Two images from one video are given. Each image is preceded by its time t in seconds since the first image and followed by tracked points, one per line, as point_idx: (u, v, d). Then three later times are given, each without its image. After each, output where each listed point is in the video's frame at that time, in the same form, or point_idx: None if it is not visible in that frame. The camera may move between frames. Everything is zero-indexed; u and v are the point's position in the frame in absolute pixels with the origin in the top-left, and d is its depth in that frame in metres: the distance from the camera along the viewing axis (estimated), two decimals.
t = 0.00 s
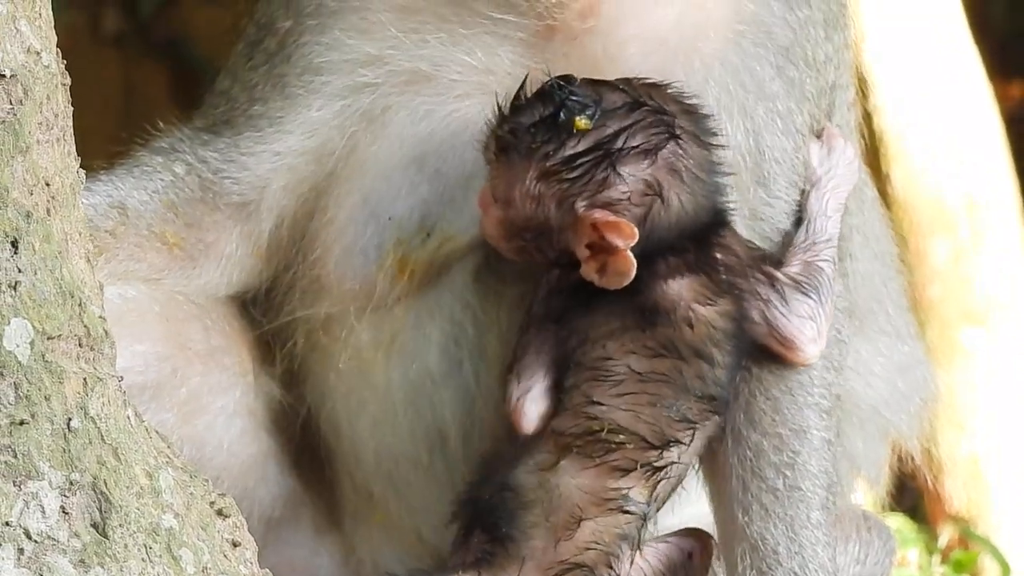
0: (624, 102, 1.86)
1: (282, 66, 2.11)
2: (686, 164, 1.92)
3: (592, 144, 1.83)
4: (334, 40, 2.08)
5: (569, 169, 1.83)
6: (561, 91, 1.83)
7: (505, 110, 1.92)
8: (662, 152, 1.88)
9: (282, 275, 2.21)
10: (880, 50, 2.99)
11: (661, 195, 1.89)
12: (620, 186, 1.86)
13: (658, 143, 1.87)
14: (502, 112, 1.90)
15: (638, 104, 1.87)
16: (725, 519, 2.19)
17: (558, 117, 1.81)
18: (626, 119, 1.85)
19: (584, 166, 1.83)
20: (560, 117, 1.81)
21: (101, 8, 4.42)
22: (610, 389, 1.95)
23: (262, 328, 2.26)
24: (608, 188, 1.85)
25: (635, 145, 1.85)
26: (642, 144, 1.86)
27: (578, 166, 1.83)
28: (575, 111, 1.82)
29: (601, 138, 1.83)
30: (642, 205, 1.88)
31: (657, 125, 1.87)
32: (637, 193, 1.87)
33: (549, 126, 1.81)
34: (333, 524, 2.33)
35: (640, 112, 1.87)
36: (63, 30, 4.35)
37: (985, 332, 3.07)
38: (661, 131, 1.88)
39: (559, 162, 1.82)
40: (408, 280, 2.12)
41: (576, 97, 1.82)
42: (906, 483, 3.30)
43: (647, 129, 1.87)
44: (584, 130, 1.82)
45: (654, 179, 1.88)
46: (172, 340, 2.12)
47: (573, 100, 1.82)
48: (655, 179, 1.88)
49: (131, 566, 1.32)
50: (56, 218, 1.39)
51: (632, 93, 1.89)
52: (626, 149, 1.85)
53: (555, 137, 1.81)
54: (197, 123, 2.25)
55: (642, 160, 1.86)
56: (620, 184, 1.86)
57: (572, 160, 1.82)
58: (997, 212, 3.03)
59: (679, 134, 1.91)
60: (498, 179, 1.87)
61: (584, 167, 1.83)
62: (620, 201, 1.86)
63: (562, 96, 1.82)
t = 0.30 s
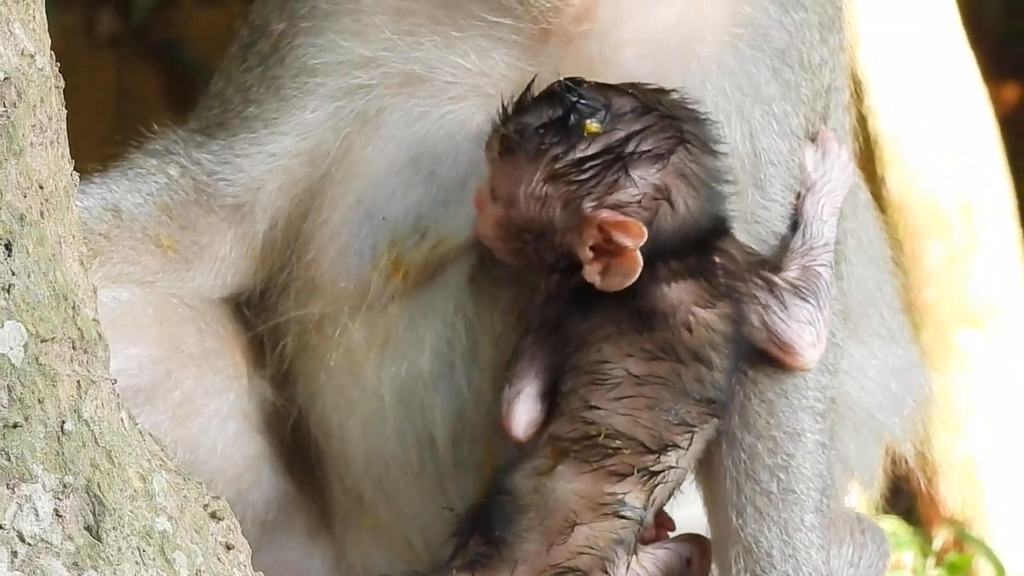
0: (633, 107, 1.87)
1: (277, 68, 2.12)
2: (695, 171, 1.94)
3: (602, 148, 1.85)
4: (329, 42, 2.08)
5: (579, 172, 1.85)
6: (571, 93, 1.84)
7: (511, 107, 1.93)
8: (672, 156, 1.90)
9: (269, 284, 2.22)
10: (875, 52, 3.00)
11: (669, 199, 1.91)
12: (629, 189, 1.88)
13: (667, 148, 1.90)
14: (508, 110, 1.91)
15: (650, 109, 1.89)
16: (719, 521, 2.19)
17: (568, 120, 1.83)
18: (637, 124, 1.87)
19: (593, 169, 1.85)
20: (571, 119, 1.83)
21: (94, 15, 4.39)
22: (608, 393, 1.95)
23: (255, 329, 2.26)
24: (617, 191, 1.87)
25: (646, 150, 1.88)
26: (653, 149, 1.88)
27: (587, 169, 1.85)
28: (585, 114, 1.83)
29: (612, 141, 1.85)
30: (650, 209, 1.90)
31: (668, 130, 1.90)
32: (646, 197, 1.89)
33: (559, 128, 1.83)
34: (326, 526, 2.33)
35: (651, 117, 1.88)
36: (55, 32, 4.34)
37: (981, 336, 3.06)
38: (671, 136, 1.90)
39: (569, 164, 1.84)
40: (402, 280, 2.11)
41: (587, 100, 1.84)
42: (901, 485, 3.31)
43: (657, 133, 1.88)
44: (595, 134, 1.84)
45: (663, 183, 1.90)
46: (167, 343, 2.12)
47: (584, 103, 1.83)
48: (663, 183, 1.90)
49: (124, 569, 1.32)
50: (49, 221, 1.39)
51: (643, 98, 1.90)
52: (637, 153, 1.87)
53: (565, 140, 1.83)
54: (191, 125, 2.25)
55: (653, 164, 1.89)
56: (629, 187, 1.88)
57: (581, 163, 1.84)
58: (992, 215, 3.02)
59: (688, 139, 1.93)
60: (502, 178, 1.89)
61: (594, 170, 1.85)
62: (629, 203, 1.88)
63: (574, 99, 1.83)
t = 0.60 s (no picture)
0: (648, 128, 1.88)
1: (271, 70, 2.12)
2: (704, 197, 1.95)
3: (617, 165, 1.85)
4: (323, 44, 2.09)
5: (591, 185, 1.84)
6: (592, 108, 1.83)
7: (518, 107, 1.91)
8: (683, 181, 1.92)
9: (269, 286, 2.21)
10: (869, 55, 3.00)
11: (675, 222, 1.92)
12: (639, 209, 1.88)
13: (679, 172, 1.91)
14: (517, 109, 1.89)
15: (668, 133, 1.90)
16: (713, 523, 2.18)
17: (587, 135, 1.82)
18: (651, 145, 1.87)
19: (605, 185, 1.85)
20: (589, 134, 1.82)
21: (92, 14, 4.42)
22: (588, 390, 1.97)
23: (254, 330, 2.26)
24: (626, 210, 1.87)
25: (660, 172, 1.88)
26: (665, 173, 1.89)
27: (600, 184, 1.85)
28: (604, 131, 1.83)
29: (627, 161, 1.85)
30: (655, 230, 1.90)
31: (682, 155, 1.90)
32: (653, 218, 1.89)
33: (576, 140, 1.82)
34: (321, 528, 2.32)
35: (667, 140, 1.89)
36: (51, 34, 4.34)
37: (977, 338, 3.07)
38: (684, 160, 1.91)
39: (581, 177, 1.84)
40: (395, 274, 2.10)
41: (607, 118, 1.84)
42: (896, 488, 3.29)
43: (671, 157, 1.89)
44: (611, 151, 1.84)
45: (672, 206, 1.91)
46: (160, 345, 2.11)
47: (604, 121, 1.83)
48: (672, 207, 1.91)
49: (118, 569, 1.32)
50: (43, 223, 1.39)
51: (657, 118, 1.91)
52: (651, 175, 1.88)
53: (580, 153, 1.82)
54: (186, 128, 2.26)
55: (664, 187, 1.89)
56: (639, 208, 1.88)
57: (594, 177, 1.84)
58: (987, 218, 3.03)
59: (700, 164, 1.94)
60: (507, 180, 1.86)
61: (607, 186, 1.85)
62: (636, 223, 1.88)
63: (595, 115, 1.82)
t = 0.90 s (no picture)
0: (657, 125, 1.89)
1: (265, 70, 2.12)
2: (709, 195, 1.96)
3: (627, 159, 1.86)
4: (317, 44, 2.09)
5: (600, 179, 1.85)
6: (601, 104, 1.86)
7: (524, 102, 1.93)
8: (689, 178, 1.92)
9: (263, 285, 2.22)
10: (862, 58, 3.00)
11: (682, 219, 1.93)
12: (647, 203, 1.88)
13: (687, 169, 1.92)
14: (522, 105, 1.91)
15: (676, 130, 1.91)
16: (705, 525, 2.18)
17: (597, 129, 1.84)
18: (660, 141, 1.89)
19: (615, 179, 1.86)
20: (598, 129, 1.84)
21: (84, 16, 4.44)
22: (588, 393, 1.97)
23: (248, 330, 2.26)
24: (635, 205, 1.88)
25: (669, 168, 1.89)
26: (673, 168, 1.90)
27: (609, 177, 1.86)
28: (614, 126, 1.85)
29: (637, 155, 1.86)
30: (662, 226, 1.91)
31: (689, 152, 1.92)
32: (661, 214, 1.90)
33: (585, 134, 1.84)
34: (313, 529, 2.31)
35: (675, 137, 1.90)
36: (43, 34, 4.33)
37: (969, 342, 3.07)
38: (689, 157, 1.92)
39: (591, 170, 1.85)
40: (390, 270, 2.09)
41: (616, 114, 1.86)
42: (888, 491, 3.31)
43: (680, 153, 1.91)
44: (620, 145, 1.85)
45: (679, 203, 1.92)
46: (152, 346, 2.11)
47: (613, 116, 1.86)
48: (678, 203, 1.92)
49: (108, 569, 1.33)
50: (34, 223, 1.39)
51: (665, 116, 1.92)
52: (660, 171, 1.88)
53: (590, 146, 1.84)
54: (180, 127, 2.25)
55: (673, 183, 1.90)
56: (648, 202, 1.88)
57: (604, 171, 1.85)
58: (980, 221, 3.03)
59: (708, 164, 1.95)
60: (515, 173, 1.87)
61: (617, 180, 1.86)
62: (644, 218, 1.88)
63: (604, 111, 1.85)
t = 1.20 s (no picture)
0: (665, 132, 1.91)
1: (259, 71, 2.12)
2: (721, 198, 1.97)
3: (637, 168, 1.87)
4: (310, 46, 2.09)
5: (610, 190, 1.86)
6: (607, 114, 1.87)
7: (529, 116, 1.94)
8: (700, 184, 1.93)
9: (257, 285, 2.23)
10: (855, 59, 3.01)
11: (695, 224, 1.94)
12: (660, 212, 1.89)
13: (698, 176, 1.93)
14: (525, 120, 1.92)
15: (685, 136, 1.92)
16: (699, 526, 2.18)
17: (604, 140, 1.85)
18: (668, 148, 1.90)
19: (626, 189, 1.87)
20: (607, 140, 1.85)
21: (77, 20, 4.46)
22: (597, 399, 1.97)
23: (242, 331, 2.26)
24: (648, 213, 1.89)
25: (680, 175, 1.91)
26: (683, 175, 1.91)
27: (621, 188, 1.87)
28: (622, 136, 1.86)
29: (647, 163, 1.88)
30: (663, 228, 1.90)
31: (700, 157, 1.93)
32: (674, 221, 1.91)
33: (594, 146, 1.85)
34: (307, 530, 2.30)
35: (684, 142, 1.91)
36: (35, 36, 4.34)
37: (962, 343, 3.06)
38: (699, 163, 1.93)
39: (601, 183, 1.86)
40: (392, 274, 2.10)
41: (623, 124, 1.87)
42: (883, 492, 3.28)
43: (689, 160, 1.92)
44: (629, 155, 1.86)
45: (691, 209, 1.93)
46: (144, 347, 2.09)
47: (621, 127, 1.86)
48: (690, 209, 1.92)
49: (101, 572, 1.34)
50: (26, 224, 1.39)
51: (670, 122, 1.93)
52: (671, 178, 1.90)
53: (599, 158, 1.85)
54: (173, 128, 2.26)
55: (685, 189, 1.91)
56: (660, 211, 1.89)
57: (614, 182, 1.86)
58: (972, 223, 3.03)
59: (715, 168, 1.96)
60: (526, 189, 1.88)
61: (627, 190, 1.87)
62: (657, 226, 1.89)
63: (611, 122, 1.85)
